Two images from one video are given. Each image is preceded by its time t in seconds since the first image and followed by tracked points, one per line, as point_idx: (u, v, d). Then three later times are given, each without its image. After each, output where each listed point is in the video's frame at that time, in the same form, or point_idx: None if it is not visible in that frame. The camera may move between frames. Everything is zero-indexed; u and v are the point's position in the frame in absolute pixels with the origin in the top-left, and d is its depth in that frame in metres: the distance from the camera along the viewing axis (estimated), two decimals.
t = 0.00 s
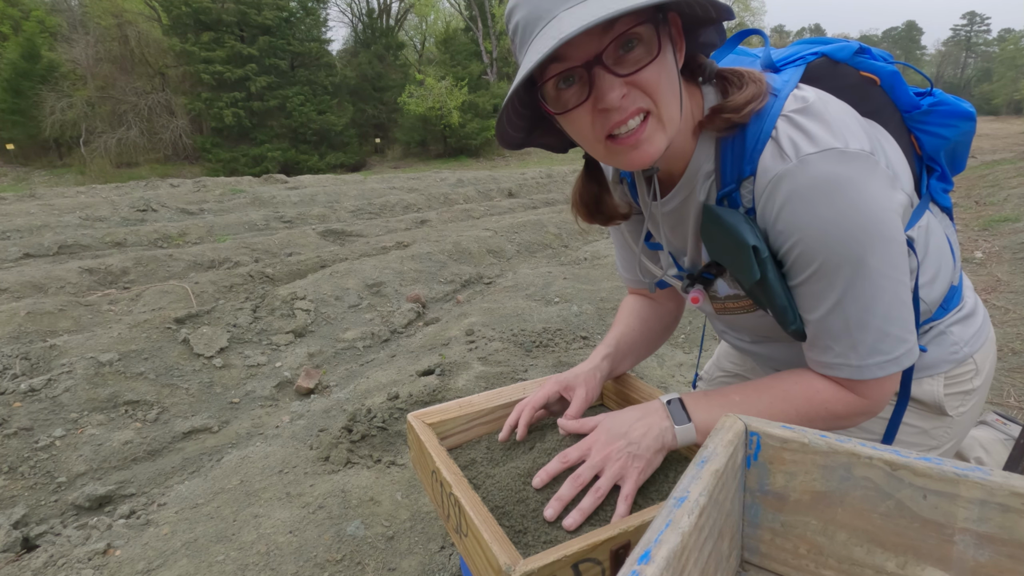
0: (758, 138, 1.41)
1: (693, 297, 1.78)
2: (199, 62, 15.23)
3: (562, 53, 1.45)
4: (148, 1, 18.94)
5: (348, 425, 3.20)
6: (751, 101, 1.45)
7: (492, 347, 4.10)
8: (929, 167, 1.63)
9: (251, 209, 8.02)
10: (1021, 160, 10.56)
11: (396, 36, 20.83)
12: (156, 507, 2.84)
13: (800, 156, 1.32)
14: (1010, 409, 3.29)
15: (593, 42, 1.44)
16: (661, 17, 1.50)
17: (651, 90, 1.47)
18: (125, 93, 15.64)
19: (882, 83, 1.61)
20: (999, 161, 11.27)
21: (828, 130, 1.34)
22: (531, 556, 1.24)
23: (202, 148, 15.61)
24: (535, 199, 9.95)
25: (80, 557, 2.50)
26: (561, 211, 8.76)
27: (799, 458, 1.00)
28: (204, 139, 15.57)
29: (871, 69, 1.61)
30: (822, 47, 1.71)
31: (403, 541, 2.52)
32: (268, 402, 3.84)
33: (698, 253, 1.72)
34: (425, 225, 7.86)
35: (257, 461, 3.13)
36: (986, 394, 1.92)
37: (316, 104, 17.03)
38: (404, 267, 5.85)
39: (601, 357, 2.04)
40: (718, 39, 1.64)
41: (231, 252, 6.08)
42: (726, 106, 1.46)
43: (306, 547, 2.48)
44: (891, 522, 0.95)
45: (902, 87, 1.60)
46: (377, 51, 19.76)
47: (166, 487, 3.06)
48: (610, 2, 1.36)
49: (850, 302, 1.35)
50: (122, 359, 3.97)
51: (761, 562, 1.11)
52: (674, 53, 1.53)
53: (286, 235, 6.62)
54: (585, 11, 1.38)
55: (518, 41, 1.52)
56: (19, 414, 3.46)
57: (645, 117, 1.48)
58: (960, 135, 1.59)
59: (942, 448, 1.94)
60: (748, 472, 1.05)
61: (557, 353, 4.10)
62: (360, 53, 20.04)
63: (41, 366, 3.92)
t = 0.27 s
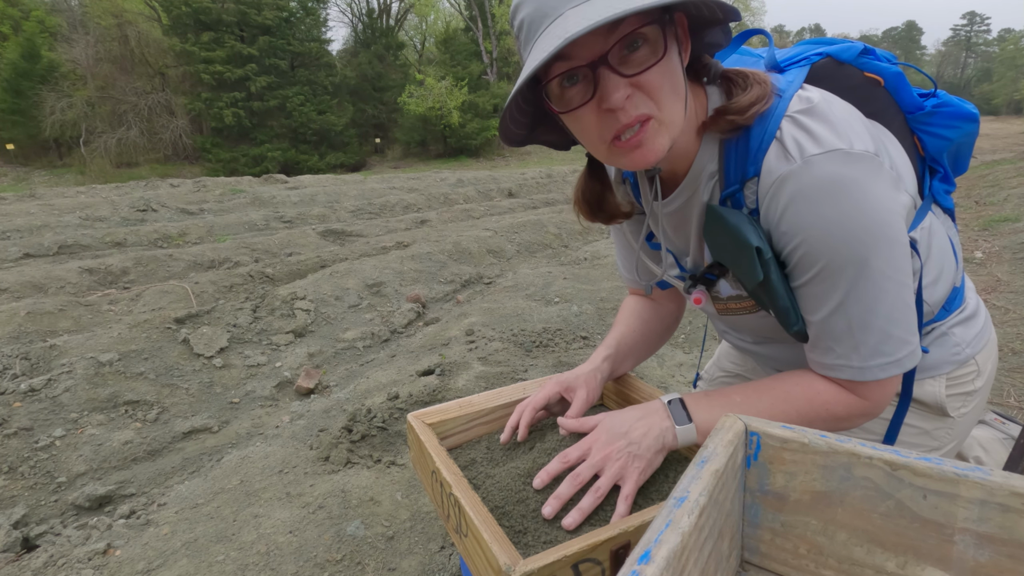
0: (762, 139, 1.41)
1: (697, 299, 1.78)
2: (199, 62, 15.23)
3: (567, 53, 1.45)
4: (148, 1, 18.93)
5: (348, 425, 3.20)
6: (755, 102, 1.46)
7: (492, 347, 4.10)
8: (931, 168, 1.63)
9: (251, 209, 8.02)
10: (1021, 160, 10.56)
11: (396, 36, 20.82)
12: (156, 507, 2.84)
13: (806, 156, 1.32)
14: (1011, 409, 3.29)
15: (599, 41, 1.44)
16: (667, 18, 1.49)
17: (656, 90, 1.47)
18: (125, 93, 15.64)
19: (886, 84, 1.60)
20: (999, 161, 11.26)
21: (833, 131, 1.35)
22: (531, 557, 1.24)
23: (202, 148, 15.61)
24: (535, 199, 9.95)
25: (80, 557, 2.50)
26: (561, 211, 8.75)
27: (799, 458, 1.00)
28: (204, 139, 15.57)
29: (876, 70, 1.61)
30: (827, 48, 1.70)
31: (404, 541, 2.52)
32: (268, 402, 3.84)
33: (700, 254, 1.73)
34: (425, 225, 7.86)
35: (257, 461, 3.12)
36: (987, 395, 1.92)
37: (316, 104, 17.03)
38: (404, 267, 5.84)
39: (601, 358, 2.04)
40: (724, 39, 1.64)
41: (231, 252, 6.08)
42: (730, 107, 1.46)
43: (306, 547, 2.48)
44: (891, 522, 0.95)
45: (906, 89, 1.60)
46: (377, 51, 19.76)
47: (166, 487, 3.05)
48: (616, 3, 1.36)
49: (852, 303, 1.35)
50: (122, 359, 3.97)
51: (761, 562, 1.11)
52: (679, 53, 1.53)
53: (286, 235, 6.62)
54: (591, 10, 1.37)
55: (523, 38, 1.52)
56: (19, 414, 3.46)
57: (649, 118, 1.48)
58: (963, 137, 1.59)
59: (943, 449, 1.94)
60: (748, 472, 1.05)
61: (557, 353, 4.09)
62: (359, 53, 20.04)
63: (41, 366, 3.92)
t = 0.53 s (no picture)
0: (764, 139, 1.41)
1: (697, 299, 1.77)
2: (199, 62, 15.24)
3: (572, 51, 1.45)
4: (148, 1, 18.93)
5: (349, 425, 3.20)
6: (757, 102, 1.46)
7: (492, 347, 4.10)
8: (932, 169, 1.64)
9: (251, 209, 8.02)
10: (1020, 160, 10.57)
11: (397, 35, 20.82)
12: (156, 507, 2.84)
13: (808, 156, 1.32)
14: (1010, 409, 3.29)
15: (604, 40, 1.44)
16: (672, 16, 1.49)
17: (660, 90, 1.47)
18: (125, 93, 15.64)
19: (889, 84, 1.60)
20: (999, 161, 11.27)
21: (836, 130, 1.35)
22: (531, 557, 1.24)
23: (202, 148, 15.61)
24: (535, 199, 9.95)
25: (80, 557, 2.50)
26: (561, 211, 8.76)
27: (799, 458, 1.00)
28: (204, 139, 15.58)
29: (878, 70, 1.62)
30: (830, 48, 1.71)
31: (403, 541, 2.52)
32: (268, 402, 3.83)
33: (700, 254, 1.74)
34: (425, 225, 7.86)
35: (257, 460, 3.13)
36: (988, 395, 1.92)
37: (316, 104, 17.03)
38: (404, 267, 5.84)
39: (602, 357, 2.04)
40: (728, 39, 1.63)
41: (231, 252, 6.08)
42: (733, 107, 1.46)
43: (306, 547, 2.48)
44: (891, 522, 0.95)
45: (908, 89, 1.60)
46: (377, 52, 19.76)
47: (166, 487, 3.05)
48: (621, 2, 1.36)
49: (853, 304, 1.35)
50: (122, 359, 3.97)
51: (761, 562, 1.11)
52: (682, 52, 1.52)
53: (286, 235, 6.62)
54: (597, 9, 1.37)
55: (527, 34, 1.52)
56: (19, 414, 3.46)
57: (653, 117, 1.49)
58: (964, 137, 1.60)
59: (944, 449, 1.94)
60: (748, 472, 1.05)
61: (557, 353, 4.09)
62: (360, 53, 20.04)
63: (41, 366, 3.92)
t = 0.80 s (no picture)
0: (765, 138, 1.41)
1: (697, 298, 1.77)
2: (199, 62, 15.24)
3: (577, 45, 1.45)
4: (148, 2, 18.92)
5: (348, 425, 3.20)
6: (760, 101, 1.46)
7: (492, 347, 4.10)
8: (932, 169, 1.64)
9: (251, 208, 8.02)
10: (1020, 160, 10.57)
11: (397, 35, 20.82)
12: (156, 507, 2.84)
13: (809, 155, 1.33)
14: (1011, 409, 3.28)
15: (609, 36, 1.44)
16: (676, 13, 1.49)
17: (664, 87, 1.47)
18: (125, 93, 15.64)
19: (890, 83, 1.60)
20: (999, 161, 11.27)
21: (837, 130, 1.36)
22: (531, 557, 1.24)
23: (202, 148, 15.61)
24: (535, 199, 9.94)
25: (79, 557, 2.50)
26: (561, 211, 8.75)
27: (799, 458, 1.00)
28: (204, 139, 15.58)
29: (879, 70, 1.62)
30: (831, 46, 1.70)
31: (403, 541, 2.52)
32: (268, 402, 3.83)
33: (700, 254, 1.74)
34: (425, 226, 7.86)
35: (257, 461, 3.13)
36: (988, 395, 1.92)
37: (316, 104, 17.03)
38: (404, 267, 5.84)
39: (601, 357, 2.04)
40: (729, 37, 1.64)
41: (231, 252, 6.08)
42: (734, 106, 1.46)
43: (306, 547, 2.48)
44: (891, 522, 0.95)
45: (910, 88, 1.60)
46: (377, 52, 19.77)
47: (166, 487, 3.06)
48: None
49: (853, 304, 1.36)
50: (122, 359, 3.97)
51: (761, 562, 1.11)
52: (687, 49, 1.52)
53: (286, 235, 6.61)
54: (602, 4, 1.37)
55: (532, 27, 1.52)
56: (19, 414, 3.46)
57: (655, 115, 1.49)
58: (965, 137, 1.60)
59: (943, 449, 1.94)
60: (748, 472, 1.05)
61: (557, 353, 4.09)
62: (360, 53, 20.03)
63: (41, 366, 3.93)
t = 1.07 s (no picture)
0: (769, 136, 1.42)
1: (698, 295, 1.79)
2: (199, 62, 15.24)
3: (577, 42, 1.46)
4: (148, 2, 18.92)
5: (348, 425, 3.20)
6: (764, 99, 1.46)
7: (492, 347, 4.10)
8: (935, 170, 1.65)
9: (251, 208, 8.03)
10: (1021, 160, 10.56)
11: (397, 35, 20.81)
12: (156, 507, 2.84)
13: (813, 153, 1.34)
14: (1011, 409, 3.28)
15: (609, 33, 1.44)
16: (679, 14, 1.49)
17: (663, 88, 1.46)
18: (125, 93, 15.65)
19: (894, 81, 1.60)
20: (999, 161, 11.26)
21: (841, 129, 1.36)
22: (531, 557, 1.24)
23: (202, 148, 15.61)
24: (535, 199, 9.94)
25: (79, 557, 2.50)
26: (561, 211, 8.75)
27: (799, 458, 1.00)
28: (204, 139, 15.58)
29: (884, 68, 1.61)
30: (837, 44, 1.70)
31: (403, 541, 2.52)
32: (268, 402, 3.83)
33: (701, 250, 1.76)
34: (425, 226, 7.86)
35: (257, 461, 3.13)
36: (987, 395, 1.92)
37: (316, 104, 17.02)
38: (404, 267, 5.84)
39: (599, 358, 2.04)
40: (735, 32, 1.64)
41: (231, 252, 6.08)
42: (738, 104, 1.46)
43: (306, 547, 2.48)
44: (891, 522, 0.95)
45: (914, 87, 1.60)
46: (377, 51, 19.77)
47: (166, 487, 3.05)
48: None
49: (856, 302, 1.37)
50: (122, 359, 3.97)
51: (761, 562, 1.11)
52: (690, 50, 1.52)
53: (286, 235, 6.61)
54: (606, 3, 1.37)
55: (534, 22, 1.53)
56: (19, 414, 3.46)
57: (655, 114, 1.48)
58: (968, 137, 1.61)
59: (943, 450, 1.94)
60: (748, 472, 1.05)
61: (557, 353, 4.09)
62: (360, 53, 20.03)
63: (41, 366, 3.93)
